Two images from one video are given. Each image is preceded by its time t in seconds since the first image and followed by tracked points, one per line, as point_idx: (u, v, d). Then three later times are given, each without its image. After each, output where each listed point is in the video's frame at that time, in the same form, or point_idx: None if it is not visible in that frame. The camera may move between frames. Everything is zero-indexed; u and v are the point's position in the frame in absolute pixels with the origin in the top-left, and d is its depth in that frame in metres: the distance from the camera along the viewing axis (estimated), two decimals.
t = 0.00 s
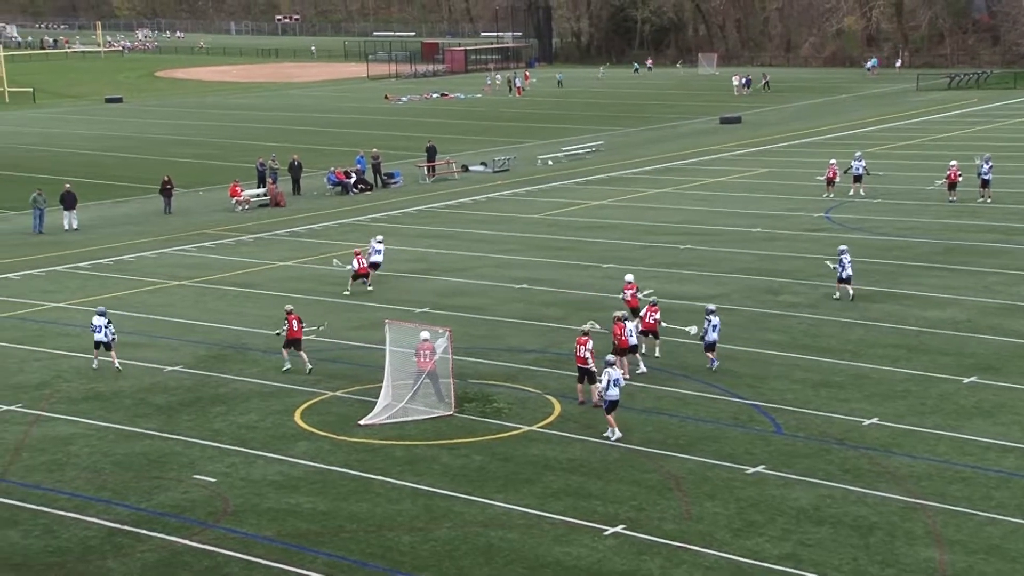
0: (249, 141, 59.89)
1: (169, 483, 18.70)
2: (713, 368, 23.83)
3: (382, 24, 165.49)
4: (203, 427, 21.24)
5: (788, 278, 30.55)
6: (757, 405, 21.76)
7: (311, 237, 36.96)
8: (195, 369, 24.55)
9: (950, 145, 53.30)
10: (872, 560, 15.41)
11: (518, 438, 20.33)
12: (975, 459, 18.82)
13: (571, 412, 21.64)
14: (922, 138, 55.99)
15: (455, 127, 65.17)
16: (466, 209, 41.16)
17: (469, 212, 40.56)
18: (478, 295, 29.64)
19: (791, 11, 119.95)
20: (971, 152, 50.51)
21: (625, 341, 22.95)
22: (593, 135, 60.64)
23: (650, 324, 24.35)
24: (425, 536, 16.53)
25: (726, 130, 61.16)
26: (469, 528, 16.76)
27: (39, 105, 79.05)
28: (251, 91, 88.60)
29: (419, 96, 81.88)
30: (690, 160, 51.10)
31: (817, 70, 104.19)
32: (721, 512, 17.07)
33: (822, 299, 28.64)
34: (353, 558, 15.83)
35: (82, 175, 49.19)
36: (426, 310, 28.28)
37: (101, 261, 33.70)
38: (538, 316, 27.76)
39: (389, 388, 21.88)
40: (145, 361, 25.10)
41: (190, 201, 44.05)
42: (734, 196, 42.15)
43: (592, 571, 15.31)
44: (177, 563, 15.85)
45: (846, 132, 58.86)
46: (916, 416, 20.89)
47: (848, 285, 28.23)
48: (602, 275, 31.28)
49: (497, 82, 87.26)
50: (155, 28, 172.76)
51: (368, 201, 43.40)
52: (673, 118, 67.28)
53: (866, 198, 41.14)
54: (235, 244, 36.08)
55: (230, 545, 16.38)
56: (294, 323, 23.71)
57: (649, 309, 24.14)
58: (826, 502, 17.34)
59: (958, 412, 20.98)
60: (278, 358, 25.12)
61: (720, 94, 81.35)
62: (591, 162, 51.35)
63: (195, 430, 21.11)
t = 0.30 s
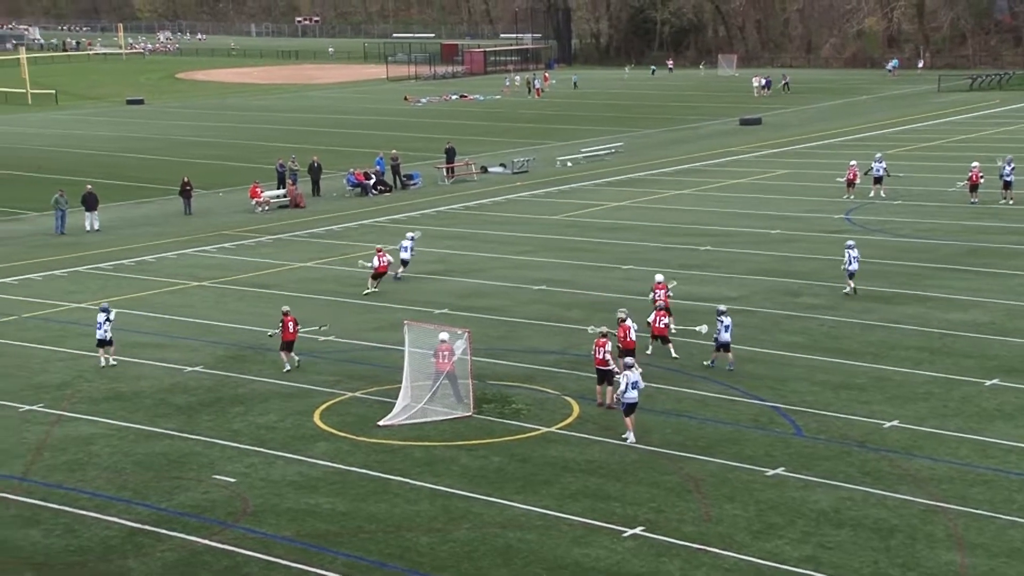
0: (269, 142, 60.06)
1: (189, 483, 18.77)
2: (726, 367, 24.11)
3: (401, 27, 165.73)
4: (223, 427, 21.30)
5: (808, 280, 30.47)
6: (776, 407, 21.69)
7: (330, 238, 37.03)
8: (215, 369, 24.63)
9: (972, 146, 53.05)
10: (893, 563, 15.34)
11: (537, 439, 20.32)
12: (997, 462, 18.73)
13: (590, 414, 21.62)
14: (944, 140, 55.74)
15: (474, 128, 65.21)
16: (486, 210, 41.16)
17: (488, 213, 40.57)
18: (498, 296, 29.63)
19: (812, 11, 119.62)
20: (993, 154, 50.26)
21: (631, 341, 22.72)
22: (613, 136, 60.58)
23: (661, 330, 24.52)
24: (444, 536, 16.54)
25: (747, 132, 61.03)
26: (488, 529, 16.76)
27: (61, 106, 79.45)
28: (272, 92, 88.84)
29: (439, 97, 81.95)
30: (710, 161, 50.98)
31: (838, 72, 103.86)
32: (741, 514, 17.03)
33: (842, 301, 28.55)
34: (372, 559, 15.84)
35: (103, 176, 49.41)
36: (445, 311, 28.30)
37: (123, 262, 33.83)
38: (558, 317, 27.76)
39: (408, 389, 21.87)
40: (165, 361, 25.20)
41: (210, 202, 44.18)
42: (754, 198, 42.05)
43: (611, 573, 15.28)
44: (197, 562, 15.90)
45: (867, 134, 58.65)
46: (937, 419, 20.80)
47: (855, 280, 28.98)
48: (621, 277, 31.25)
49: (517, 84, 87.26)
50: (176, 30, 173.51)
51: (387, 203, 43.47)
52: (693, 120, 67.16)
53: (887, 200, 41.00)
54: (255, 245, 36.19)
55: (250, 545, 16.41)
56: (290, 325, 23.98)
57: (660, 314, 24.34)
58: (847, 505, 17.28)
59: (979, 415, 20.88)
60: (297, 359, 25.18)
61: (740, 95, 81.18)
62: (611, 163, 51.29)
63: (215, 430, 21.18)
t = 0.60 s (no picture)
0: (293, 145, 60.23)
1: (213, 485, 18.83)
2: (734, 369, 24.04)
3: (424, 29, 165.99)
4: (247, 429, 21.37)
5: (831, 283, 30.36)
6: (800, 410, 21.61)
7: (352, 240, 37.10)
8: (238, 371, 24.71)
9: (998, 149, 52.72)
10: (918, 568, 15.25)
11: (560, 442, 20.30)
12: None
13: (613, 417, 21.59)
14: (970, 142, 55.43)
15: (497, 130, 65.25)
16: (508, 213, 41.18)
17: (511, 216, 40.60)
18: (521, 299, 29.64)
19: (838, 13, 119.26)
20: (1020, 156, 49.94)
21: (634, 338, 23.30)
22: (635, 139, 60.52)
23: (673, 323, 24.78)
24: (466, 539, 16.54)
25: (771, 134, 60.87)
26: (511, 532, 16.75)
27: (86, 109, 79.87)
28: (295, 95, 89.15)
29: (461, 100, 82.06)
30: (733, 163, 50.85)
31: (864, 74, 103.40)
32: (764, 518, 16.98)
33: (866, 304, 28.43)
34: (394, 561, 15.86)
35: (127, 179, 49.61)
36: (468, 313, 28.33)
37: (147, 264, 33.96)
38: (580, 320, 27.73)
39: (430, 391, 21.87)
40: (189, 363, 25.32)
41: (234, 205, 44.31)
42: (777, 201, 41.97)
43: None
44: (220, 563, 15.94)
45: (892, 136, 58.40)
46: (962, 422, 20.69)
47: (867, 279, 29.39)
48: (644, 280, 31.19)
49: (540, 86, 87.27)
50: (199, 33, 174.28)
51: (409, 205, 43.55)
52: (717, 122, 67.01)
53: (913, 203, 40.81)
54: (278, 247, 36.29)
55: (273, 547, 16.45)
56: (296, 325, 24.33)
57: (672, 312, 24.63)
58: (870, 509, 17.21)
59: (1005, 419, 20.75)
60: (319, 361, 25.23)
61: (764, 98, 80.96)
62: (634, 166, 51.22)
63: (239, 432, 21.24)
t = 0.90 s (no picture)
0: (312, 146, 59.95)
1: (229, 490, 18.49)
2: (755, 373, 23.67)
3: (444, 29, 165.63)
4: (264, 434, 21.03)
5: (857, 286, 29.86)
6: (826, 416, 21.13)
7: (371, 243, 36.77)
8: (255, 375, 24.39)
9: None
10: None
11: (582, 448, 19.89)
12: None
13: (635, 422, 21.16)
14: (999, 143, 54.70)
15: (517, 131, 64.85)
16: (529, 215, 40.77)
17: (532, 217, 40.20)
18: (541, 302, 29.21)
19: (864, 12, 118.33)
20: None
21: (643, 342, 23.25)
22: (657, 139, 60.02)
23: (690, 327, 24.44)
24: (486, 546, 16.16)
25: (796, 135, 60.31)
26: (530, 538, 16.36)
27: (105, 110, 79.79)
28: (314, 96, 88.91)
29: (481, 100, 81.67)
30: (758, 165, 50.33)
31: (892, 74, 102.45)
32: (789, 526, 16.55)
33: (893, 308, 27.93)
34: (412, 569, 15.48)
35: (145, 180, 49.41)
36: (488, 317, 27.95)
37: (164, 266, 33.69)
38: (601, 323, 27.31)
39: (449, 395, 21.51)
40: (205, 366, 25.00)
41: (252, 207, 44.03)
42: (803, 202, 41.45)
43: None
44: (235, 570, 15.60)
45: (919, 137, 57.74)
46: (993, 429, 20.19)
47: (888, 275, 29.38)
48: (666, 283, 30.75)
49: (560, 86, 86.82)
50: (216, 32, 174.27)
51: (429, 207, 43.20)
52: (741, 123, 66.42)
53: (941, 205, 40.22)
54: (296, 249, 35.98)
55: (290, 553, 16.10)
56: (303, 322, 24.15)
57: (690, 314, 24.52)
58: (898, 517, 16.76)
59: None
60: (337, 365, 24.89)
61: (790, 98, 80.26)
62: (657, 167, 50.74)
63: (256, 437, 20.90)
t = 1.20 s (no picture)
0: (325, 145, 59.11)
1: (236, 500, 17.64)
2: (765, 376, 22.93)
3: (461, 24, 164.64)
4: (272, 442, 20.17)
5: (886, 290, 28.85)
6: (856, 425, 20.16)
7: (385, 245, 35.91)
8: (264, 382, 23.52)
9: None
10: None
11: (603, 458, 18.98)
12: None
13: (658, 431, 20.22)
14: None
15: (537, 130, 63.90)
16: (548, 216, 39.85)
17: (551, 219, 39.27)
18: (559, 307, 28.28)
19: (896, 7, 116.79)
20: None
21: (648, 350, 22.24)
22: (679, 139, 58.98)
23: (714, 327, 23.82)
24: (502, 560, 15.29)
25: (823, 134, 59.20)
26: (549, 552, 15.48)
27: (116, 109, 79.17)
28: (327, 93, 88.15)
29: (499, 98, 80.72)
30: (785, 165, 49.27)
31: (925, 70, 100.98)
32: (819, 539, 15.67)
33: (925, 313, 26.92)
34: None
35: (154, 181, 48.61)
36: (505, 322, 27.03)
37: (171, 270, 32.87)
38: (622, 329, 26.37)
39: (465, 403, 20.58)
40: (213, 373, 24.16)
41: (262, 209, 43.21)
42: (829, 204, 40.41)
43: None
44: None
45: (950, 136, 56.55)
46: None
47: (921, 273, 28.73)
48: (688, 287, 29.79)
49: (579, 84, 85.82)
50: (227, 28, 173.60)
51: (445, 208, 42.34)
52: (767, 121, 65.28)
53: (976, 206, 39.12)
54: (307, 252, 35.13)
55: (299, 567, 15.25)
56: (308, 328, 23.38)
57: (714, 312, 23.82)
58: (932, 531, 15.89)
59: None
60: (348, 371, 24.01)
61: (819, 96, 79.04)
62: (679, 167, 49.73)
63: (264, 445, 20.04)
